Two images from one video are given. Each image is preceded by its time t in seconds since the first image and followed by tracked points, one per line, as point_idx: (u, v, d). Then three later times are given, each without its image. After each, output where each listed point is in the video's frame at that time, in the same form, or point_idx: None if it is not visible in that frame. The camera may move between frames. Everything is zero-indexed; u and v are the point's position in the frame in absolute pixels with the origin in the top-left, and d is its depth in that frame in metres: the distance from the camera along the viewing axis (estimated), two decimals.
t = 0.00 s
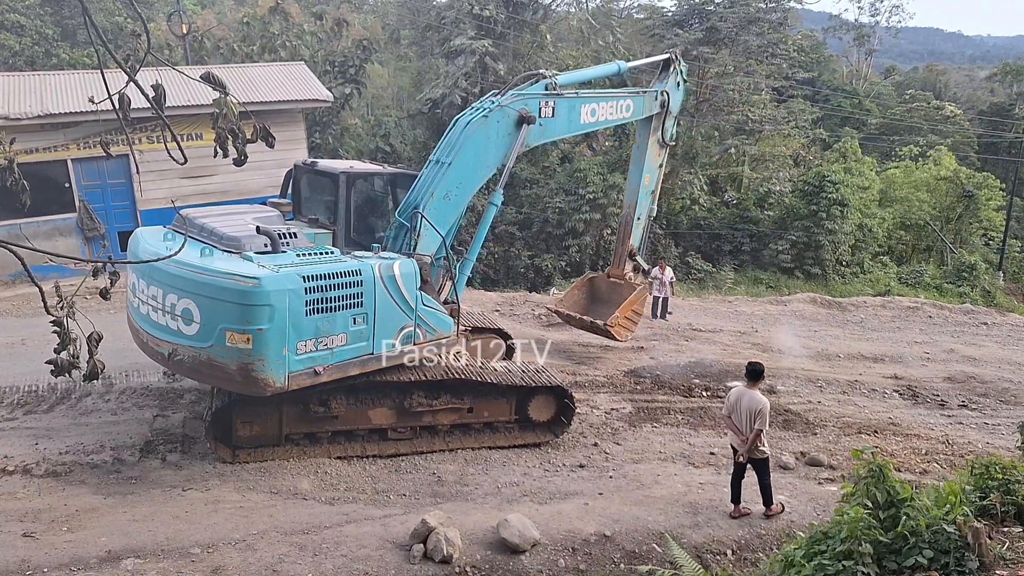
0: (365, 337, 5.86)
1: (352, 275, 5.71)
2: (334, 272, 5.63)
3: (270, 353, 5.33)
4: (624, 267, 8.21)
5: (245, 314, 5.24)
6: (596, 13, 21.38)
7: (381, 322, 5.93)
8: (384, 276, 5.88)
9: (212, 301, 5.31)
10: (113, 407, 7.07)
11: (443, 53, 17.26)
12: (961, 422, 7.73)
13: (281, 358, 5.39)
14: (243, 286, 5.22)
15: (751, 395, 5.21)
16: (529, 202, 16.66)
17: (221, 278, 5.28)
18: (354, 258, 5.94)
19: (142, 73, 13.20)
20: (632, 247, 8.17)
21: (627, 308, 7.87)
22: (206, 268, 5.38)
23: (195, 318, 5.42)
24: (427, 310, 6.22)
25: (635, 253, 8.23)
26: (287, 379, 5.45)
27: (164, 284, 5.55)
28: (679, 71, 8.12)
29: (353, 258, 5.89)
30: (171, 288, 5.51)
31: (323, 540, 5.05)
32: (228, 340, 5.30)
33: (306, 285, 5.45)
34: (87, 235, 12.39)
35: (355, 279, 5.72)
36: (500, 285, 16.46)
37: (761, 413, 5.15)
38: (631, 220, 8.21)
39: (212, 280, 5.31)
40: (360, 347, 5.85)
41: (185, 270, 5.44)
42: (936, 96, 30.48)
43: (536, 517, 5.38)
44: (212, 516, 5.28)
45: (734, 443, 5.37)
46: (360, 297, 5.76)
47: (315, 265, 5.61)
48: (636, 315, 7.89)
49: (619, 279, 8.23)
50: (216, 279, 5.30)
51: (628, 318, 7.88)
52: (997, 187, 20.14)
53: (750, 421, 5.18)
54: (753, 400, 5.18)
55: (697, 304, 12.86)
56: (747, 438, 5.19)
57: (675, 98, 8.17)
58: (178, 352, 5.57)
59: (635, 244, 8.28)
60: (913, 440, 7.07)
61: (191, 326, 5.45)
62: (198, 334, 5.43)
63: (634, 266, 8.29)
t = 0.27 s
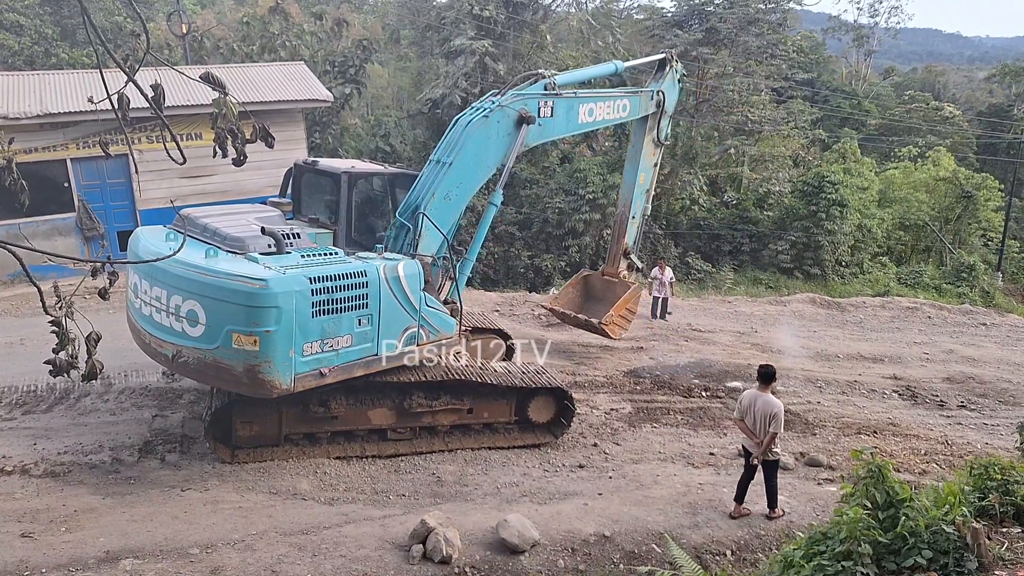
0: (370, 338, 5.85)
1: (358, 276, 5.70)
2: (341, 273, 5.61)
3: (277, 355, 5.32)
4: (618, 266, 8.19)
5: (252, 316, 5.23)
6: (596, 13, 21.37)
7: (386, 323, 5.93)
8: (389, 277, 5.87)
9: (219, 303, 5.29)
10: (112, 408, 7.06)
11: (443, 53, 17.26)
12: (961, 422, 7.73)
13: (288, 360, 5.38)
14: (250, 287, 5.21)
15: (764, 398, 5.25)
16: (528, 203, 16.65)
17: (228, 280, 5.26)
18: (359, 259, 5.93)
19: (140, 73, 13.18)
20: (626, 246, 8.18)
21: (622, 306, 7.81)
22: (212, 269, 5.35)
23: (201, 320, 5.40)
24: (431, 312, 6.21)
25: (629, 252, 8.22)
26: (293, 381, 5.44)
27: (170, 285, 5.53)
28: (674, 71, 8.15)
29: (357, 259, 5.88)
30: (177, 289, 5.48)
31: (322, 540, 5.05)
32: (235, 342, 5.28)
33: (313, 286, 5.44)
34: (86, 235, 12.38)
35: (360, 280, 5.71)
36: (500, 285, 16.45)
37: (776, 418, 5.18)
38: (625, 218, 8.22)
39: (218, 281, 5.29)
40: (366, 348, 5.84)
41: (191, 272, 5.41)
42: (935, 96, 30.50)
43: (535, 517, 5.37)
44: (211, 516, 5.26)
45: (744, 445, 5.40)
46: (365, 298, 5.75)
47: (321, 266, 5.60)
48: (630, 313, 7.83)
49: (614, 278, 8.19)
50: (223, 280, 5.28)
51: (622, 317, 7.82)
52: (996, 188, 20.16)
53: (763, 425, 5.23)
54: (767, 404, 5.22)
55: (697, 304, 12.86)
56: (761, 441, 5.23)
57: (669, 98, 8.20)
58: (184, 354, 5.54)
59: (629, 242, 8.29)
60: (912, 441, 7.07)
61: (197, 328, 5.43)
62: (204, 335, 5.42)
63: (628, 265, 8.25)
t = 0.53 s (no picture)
0: (374, 338, 5.86)
1: (363, 276, 5.71)
2: (345, 273, 5.62)
3: (283, 355, 5.31)
4: (610, 264, 8.26)
5: (259, 317, 5.21)
6: (596, 14, 21.37)
7: (389, 322, 5.94)
8: (393, 277, 5.89)
9: (225, 304, 5.26)
10: (111, 406, 7.06)
11: (444, 53, 17.26)
12: (959, 423, 7.74)
13: (294, 360, 5.38)
14: (257, 288, 5.19)
15: (776, 400, 5.33)
16: (528, 203, 16.65)
17: (234, 280, 5.24)
18: (363, 259, 5.93)
19: (140, 73, 13.18)
20: (617, 243, 8.21)
21: (615, 303, 7.87)
22: (217, 270, 5.32)
23: (206, 321, 5.36)
24: (433, 311, 6.24)
25: (620, 250, 8.24)
26: (299, 381, 5.44)
27: (173, 286, 5.48)
28: (662, 71, 8.27)
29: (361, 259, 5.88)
30: (180, 290, 5.43)
31: (321, 539, 5.05)
32: (241, 343, 5.26)
33: (319, 286, 5.44)
34: (85, 234, 12.37)
35: (365, 279, 5.72)
36: (500, 285, 16.44)
37: (787, 419, 5.26)
38: (617, 216, 8.23)
39: (224, 282, 5.25)
40: (370, 348, 5.85)
41: (195, 272, 5.37)
42: (935, 98, 30.52)
43: (534, 518, 5.37)
44: (210, 515, 5.27)
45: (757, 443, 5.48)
46: (369, 298, 5.76)
47: (326, 266, 5.59)
48: (622, 311, 7.90)
49: (606, 275, 8.26)
50: (229, 281, 5.25)
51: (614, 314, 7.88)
52: (996, 189, 20.18)
53: (774, 425, 5.30)
54: (779, 406, 5.30)
55: (697, 305, 12.86)
56: (772, 442, 5.30)
57: (658, 98, 8.29)
58: (188, 356, 5.50)
59: (620, 240, 8.30)
60: (910, 442, 7.08)
61: (202, 329, 5.39)
62: (209, 336, 5.38)
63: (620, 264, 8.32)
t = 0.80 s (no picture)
0: (381, 339, 5.85)
1: (371, 277, 5.69)
2: (354, 274, 5.59)
3: (294, 358, 5.28)
4: (601, 263, 8.23)
5: (270, 319, 5.17)
6: (596, 14, 21.37)
7: (396, 323, 5.93)
8: (399, 278, 5.88)
9: (235, 306, 5.20)
10: (110, 406, 7.06)
11: (443, 53, 17.25)
12: (959, 424, 7.74)
13: (305, 362, 5.34)
14: (268, 290, 5.15)
15: (781, 401, 5.31)
16: (528, 203, 16.65)
17: (244, 282, 5.18)
18: (369, 260, 5.91)
19: (140, 72, 13.18)
20: (609, 243, 8.21)
21: (608, 303, 7.90)
22: (226, 272, 5.26)
23: (215, 324, 5.29)
24: (438, 311, 6.24)
25: (612, 249, 8.23)
26: (309, 384, 5.41)
27: (179, 288, 5.39)
28: (654, 71, 8.26)
29: (367, 260, 5.86)
30: (188, 293, 5.35)
31: (320, 540, 5.04)
32: (252, 346, 5.22)
33: (328, 288, 5.41)
34: (85, 233, 12.36)
35: (373, 281, 5.70)
36: (499, 286, 16.43)
37: (792, 417, 5.25)
38: (608, 216, 8.22)
39: (234, 284, 5.19)
40: (377, 349, 5.84)
41: (204, 274, 5.29)
42: (935, 98, 30.51)
43: (534, 518, 5.37)
44: (209, 516, 5.26)
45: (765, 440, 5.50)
46: (377, 299, 5.74)
47: (334, 268, 5.56)
48: (615, 309, 7.94)
49: (597, 274, 8.25)
50: (238, 283, 5.19)
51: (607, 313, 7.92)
52: (996, 190, 20.19)
53: (779, 425, 5.30)
54: (784, 405, 5.29)
55: (696, 305, 12.87)
56: (778, 442, 5.30)
57: (650, 98, 8.29)
58: (195, 358, 5.42)
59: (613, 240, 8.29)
60: (910, 442, 7.08)
61: (211, 331, 5.32)
62: (217, 339, 5.31)
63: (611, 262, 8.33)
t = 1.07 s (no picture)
0: (387, 340, 5.86)
1: (377, 278, 5.71)
2: (360, 275, 5.60)
3: (304, 359, 5.29)
4: (592, 260, 8.30)
5: (280, 321, 5.17)
6: (595, 13, 21.39)
7: (402, 323, 5.95)
8: (404, 278, 5.90)
9: (244, 309, 5.19)
10: (110, 407, 7.06)
11: (442, 53, 17.26)
12: (958, 422, 7.74)
13: (314, 364, 5.35)
14: (278, 292, 5.15)
15: (782, 399, 5.33)
16: (528, 203, 16.66)
17: (253, 285, 5.18)
18: (374, 260, 5.92)
19: (138, 73, 13.18)
20: (600, 240, 8.31)
21: (599, 301, 7.97)
22: (234, 275, 5.25)
23: (224, 327, 5.27)
24: (442, 311, 6.27)
25: (602, 246, 8.31)
26: (319, 385, 5.42)
27: (186, 292, 5.37)
28: (641, 70, 8.41)
29: (372, 262, 5.86)
30: (195, 296, 5.33)
31: (321, 540, 5.05)
32: (262, 348, 5.21)
33: (337, 289, 5.42)
34: (84, 235, 12.35)
35: (380, 282, 5.72)
36: (499, 286, 16.43)
37: (797, 413, 5.25)
38: (598, 213, 8.33)
39: (243, 286, 5.18)
40: (383, 349, 5.85)
41: (212, 278, 5.28)
42: (934, 96, 30.52)
43: (534, 517, 5.38)
44: (210, 516, 5.27)
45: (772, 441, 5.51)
46: (383, 300, 5.76)
47: (340, 269, 5.57)
48: (607, 308, 8.01)
49: (588, 271, 8.32)
50: (247, 286, 5.18)
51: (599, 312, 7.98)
52: (995, 189, 20.21)
53: (781, 422, 5.32)
54: (790, 401, 5.30)
55: (696, 304, 12.87)
56: (785, 440, 5.24)
57: (638, 96, 8.43)
58: (203, 362, 5.40)
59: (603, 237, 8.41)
60: (909, 441, 7.08)
61: (219, 334, 5.30)
62: (226, 342, 5.30)
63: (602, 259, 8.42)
